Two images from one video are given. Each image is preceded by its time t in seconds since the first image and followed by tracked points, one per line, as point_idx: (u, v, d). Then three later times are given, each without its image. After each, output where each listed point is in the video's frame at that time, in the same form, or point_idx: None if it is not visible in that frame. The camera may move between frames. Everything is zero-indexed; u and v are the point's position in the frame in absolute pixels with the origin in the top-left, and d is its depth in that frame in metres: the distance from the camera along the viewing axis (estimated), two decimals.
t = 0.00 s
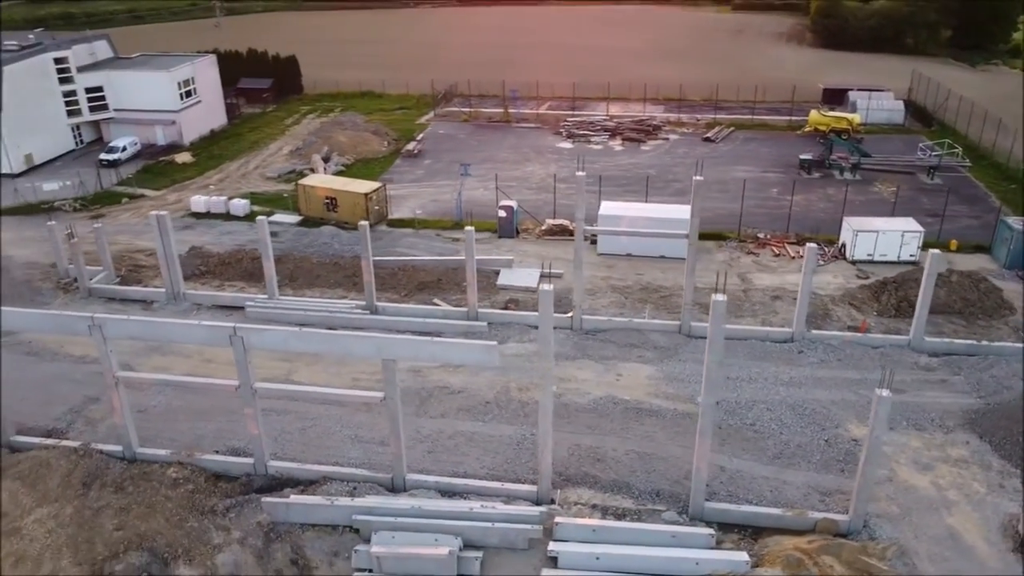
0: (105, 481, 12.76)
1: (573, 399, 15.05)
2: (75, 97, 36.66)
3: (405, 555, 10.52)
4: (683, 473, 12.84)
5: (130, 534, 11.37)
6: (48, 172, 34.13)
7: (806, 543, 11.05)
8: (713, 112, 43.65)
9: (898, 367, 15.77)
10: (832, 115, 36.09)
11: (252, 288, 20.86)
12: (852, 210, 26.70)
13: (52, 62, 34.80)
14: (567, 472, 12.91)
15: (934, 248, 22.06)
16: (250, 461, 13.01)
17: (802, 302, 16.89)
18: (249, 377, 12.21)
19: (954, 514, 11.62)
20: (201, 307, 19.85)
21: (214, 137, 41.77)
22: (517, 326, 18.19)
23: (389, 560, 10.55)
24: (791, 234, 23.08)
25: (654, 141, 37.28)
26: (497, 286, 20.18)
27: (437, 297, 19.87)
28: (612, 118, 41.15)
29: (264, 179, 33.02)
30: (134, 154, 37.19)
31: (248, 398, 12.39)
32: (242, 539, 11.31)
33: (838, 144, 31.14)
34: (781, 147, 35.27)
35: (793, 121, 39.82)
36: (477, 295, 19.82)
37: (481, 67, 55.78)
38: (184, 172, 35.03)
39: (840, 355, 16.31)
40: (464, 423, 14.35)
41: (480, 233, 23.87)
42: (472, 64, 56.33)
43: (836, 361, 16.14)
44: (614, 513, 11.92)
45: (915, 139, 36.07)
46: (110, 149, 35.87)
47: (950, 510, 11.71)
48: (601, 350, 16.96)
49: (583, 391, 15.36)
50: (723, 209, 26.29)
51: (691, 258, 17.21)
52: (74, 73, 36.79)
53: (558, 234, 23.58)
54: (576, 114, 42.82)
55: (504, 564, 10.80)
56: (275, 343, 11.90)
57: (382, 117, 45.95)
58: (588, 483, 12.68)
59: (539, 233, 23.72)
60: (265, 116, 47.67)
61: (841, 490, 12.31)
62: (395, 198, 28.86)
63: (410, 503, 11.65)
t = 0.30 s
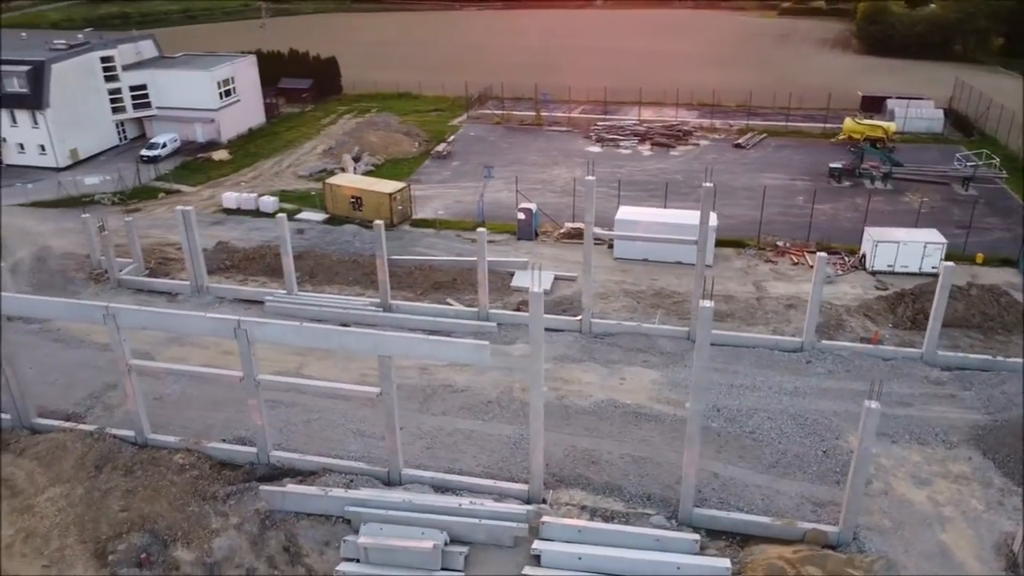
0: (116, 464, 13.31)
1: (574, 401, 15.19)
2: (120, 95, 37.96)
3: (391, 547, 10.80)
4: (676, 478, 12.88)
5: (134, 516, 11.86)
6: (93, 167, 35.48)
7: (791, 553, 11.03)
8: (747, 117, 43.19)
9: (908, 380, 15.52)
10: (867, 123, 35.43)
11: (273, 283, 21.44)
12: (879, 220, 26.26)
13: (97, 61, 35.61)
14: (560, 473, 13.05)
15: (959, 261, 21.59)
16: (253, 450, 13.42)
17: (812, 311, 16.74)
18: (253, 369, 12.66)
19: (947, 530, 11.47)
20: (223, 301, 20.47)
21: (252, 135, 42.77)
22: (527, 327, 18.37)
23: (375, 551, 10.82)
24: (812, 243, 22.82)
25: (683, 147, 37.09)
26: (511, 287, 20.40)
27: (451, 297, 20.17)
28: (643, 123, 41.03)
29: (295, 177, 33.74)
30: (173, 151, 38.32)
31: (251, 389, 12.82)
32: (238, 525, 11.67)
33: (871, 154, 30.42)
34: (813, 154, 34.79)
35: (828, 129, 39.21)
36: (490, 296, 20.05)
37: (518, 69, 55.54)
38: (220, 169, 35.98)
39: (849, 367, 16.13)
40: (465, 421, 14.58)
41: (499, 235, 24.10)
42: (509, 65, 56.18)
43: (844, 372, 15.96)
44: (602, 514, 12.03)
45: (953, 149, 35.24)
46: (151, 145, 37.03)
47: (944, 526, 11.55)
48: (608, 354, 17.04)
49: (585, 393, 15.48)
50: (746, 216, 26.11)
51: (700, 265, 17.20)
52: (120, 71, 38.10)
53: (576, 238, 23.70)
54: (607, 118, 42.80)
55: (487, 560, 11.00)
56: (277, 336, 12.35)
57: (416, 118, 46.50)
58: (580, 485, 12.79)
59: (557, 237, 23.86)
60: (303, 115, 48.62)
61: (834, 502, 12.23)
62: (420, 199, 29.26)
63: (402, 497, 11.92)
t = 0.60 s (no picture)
0: (128, 449, 13.86)
1: (576, 405, 15.30)
2: (162, 94, 39.15)
3: (377, 540, 11.09)
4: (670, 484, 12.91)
5: (139, 500, 12.34)
6: (135, 163, 36.70)
7: (774, 564, 11.03)
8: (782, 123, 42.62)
9: (916, 395, 15.27)
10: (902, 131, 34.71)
11: (294, 280, 21.96)
12: (908, 231, 25.79)
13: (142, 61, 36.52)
14: (554, 475, 13.18)
15: (984, 275, 21.09)
16: (257, 442, 13.83)
17: (822, 321, 16.55)
18: (259, 362, 13.09)
19: (940, 547, 11.33)
20: (245, 295, 21.05)
21: (288, 134, 43.65)
22: (537, 329, 18.52)
23: (364, 544, 11.09)
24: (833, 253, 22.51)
25: (713, 153, 36.80)
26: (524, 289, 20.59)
27: (465, 298, 20.45)
28: (674, 128, 40.80)
29: (326, 177, 34.41)
30: (212, 149, 39.36)
31: (256, 382, 13.25)
32: (237, 513, 12.11)
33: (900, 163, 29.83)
34: (845, 163, 34.24)
35: (863, 137, 38.53)
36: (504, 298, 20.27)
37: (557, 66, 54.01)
38: (255, 167, 36.88)
39: (858, 379, 15.93)
40: (466, 421, 14.79)
41: (519, 238, 24.30)
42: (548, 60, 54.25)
43: (852, 384, 15.76)
44: (591, 517, 12.14)
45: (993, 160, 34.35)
46: (190, 143, 38.12)
47: (937, 543, 11.41)
48: (614, 359, 17.10)
49: (588, 397, 15.59)
50: (769, 224, 25.86)
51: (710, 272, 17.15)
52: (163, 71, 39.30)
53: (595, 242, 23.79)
54: (639, 123, 42.67)
55: (472, 558, 11.22)
56: (281, 330, 12.79)
57: (450, 121, 46.95)
58: (573, 487, 12.92)
59: (576, 241, 23.97)
60: (339, 116, 49.46)
61: (826, 514, 12.14)
62: (445, 200, 29.63)
63: (393, 492, 12.19)
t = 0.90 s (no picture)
0: (141, 434, 14.42)
1: (578, 408, 15.42)
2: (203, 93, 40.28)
3: (366, 533, 11.40)
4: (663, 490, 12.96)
5: (146, 484, 12.86)
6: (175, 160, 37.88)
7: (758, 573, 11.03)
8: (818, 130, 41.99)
9: (924, 410, 15.02)
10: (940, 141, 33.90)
11: (316, 277, 22.49)
12: (937, 243, 25.26)
13: (186, 61, 39.43)
14: (549, 476, 13.34)
15: (1010, 289, 20.60)
16: (263, 432, 14.25)
17: (832, 332, 16.36)
18: (264, 355, 13.51)
19: (930, 564, 11.19)
20: (267, 291, 21.63)
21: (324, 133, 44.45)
22: (546, 332, 18.68)
23: (354, 535, 11.40)
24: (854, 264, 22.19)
25: (744, 160, 36.45)
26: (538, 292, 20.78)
27: (478, 299, 20.71)
28: (706, 134, 40.50)
29: (356, 177, 35.03)
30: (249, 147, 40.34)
31: (262, 375, 13.69)
32: (238, 500, 12.54)
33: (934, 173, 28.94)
34: (879, 172, 33.63)
35: (901, 147, 37.76)
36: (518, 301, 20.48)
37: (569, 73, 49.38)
38: (290, 166, 37.72)
39: (865, 392, 15.74)
40: (467, 420, 15.02)
41: (539, 242, 24.47)
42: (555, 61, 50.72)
43: (859, 397, 15.57)
44: (580, 519, 12.28)
45: None
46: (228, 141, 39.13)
47: (927, 559, 11.27)
48: (620, 364, 17.18)
49: (590, 401, 15.70)
50: (793, 233, 25.60)
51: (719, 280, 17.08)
52: (205, 71, 40.42)
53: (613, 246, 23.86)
54: (671, 129, 42.46)
55: (459, 554, 11.46)
56: (284, 325, 13.20)
57: (484, 123, 47.32)
58: (566, 489, 13.06)
59: (595, 246, 24.07)
60: (376, 116, 50.22)
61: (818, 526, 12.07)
62: (470, 202, 29.97)
63: (387, 486, 12.49)
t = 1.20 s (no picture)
0: (155, 420, 14.99)
1: (580, 410, 15.52)
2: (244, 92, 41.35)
3: (359, 524, 11.75)
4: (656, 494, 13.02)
5: (155, 468, 13.40)
6: (214, 156, 38.97)
7: None
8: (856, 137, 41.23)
9: (932, 424, 14.78)
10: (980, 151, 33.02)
11: (337, 274, 23.00)
12: (967, 254, 24.68)
13: (227, 60, 40.49)
14: (543, 476, 13.49)
15: None
16: (271, 423, 14.69)
17: (841, 343, 16.15)
18: (271, 347, 13.98)
19: None
20: (289, 286, 22.19)
21: (359, 133, 45.19)
22: (556, 334, 18.82)
23: (345, 525, 11.78)
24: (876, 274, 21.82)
25: (776, 167, 36.02)
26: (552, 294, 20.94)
27: (493, 299, 20.95)
28: (739, 140, 40.12)
29: (387, 176, 35.59)
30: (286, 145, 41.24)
31: (269, 367, 14.17)
32: (240, 487, 12.99)
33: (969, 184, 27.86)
34: (914, 182, 32.95)
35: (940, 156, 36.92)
36: (531, 302, 20.66)
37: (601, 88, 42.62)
38: (324, 164, 38.49)
39: (873, 403, 15.55)
40: (469, 418, 15.25)
41: (558, 245, 24.61)
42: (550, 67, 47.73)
43: (866, 408, 15.39)
44: (570, 519, 12.42)
45: None
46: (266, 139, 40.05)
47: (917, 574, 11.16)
48: (627, 368, 17.24)
49: (593, 403, 15.80)
50: (817, 241, 25.28)
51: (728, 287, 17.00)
52: (246, 70, 41.50)
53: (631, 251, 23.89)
54: (705, 134, 42.16)
55: (447, 549, 11.72)
56: (291, 319, 13.66)
57: (518, 125, 47.59)
58: (560, 489, 13.21)
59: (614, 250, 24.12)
60: (412, 116, 50.92)
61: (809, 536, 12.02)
62: (495, 203, 30.25)
63: (383, 479, 12.81)
